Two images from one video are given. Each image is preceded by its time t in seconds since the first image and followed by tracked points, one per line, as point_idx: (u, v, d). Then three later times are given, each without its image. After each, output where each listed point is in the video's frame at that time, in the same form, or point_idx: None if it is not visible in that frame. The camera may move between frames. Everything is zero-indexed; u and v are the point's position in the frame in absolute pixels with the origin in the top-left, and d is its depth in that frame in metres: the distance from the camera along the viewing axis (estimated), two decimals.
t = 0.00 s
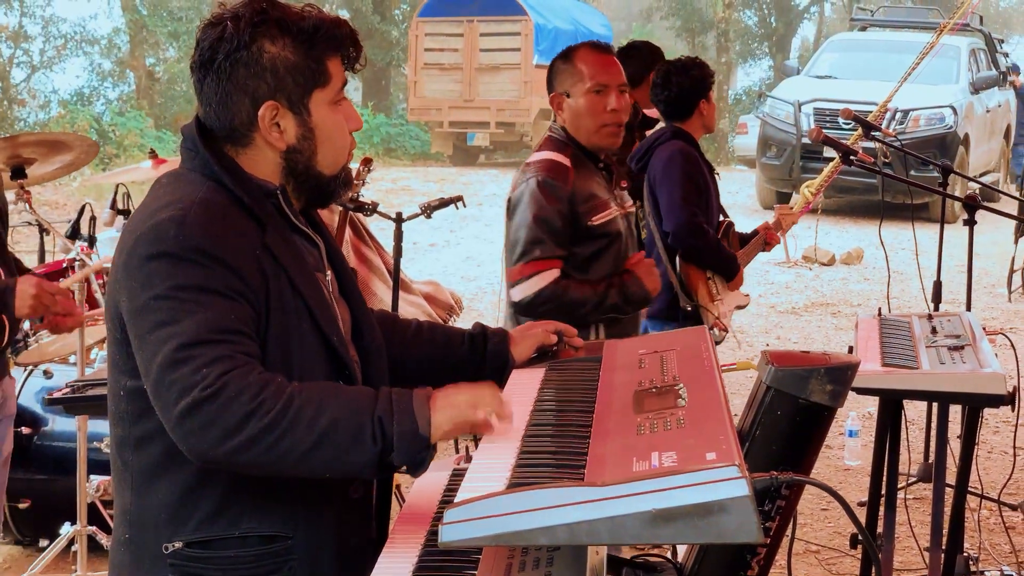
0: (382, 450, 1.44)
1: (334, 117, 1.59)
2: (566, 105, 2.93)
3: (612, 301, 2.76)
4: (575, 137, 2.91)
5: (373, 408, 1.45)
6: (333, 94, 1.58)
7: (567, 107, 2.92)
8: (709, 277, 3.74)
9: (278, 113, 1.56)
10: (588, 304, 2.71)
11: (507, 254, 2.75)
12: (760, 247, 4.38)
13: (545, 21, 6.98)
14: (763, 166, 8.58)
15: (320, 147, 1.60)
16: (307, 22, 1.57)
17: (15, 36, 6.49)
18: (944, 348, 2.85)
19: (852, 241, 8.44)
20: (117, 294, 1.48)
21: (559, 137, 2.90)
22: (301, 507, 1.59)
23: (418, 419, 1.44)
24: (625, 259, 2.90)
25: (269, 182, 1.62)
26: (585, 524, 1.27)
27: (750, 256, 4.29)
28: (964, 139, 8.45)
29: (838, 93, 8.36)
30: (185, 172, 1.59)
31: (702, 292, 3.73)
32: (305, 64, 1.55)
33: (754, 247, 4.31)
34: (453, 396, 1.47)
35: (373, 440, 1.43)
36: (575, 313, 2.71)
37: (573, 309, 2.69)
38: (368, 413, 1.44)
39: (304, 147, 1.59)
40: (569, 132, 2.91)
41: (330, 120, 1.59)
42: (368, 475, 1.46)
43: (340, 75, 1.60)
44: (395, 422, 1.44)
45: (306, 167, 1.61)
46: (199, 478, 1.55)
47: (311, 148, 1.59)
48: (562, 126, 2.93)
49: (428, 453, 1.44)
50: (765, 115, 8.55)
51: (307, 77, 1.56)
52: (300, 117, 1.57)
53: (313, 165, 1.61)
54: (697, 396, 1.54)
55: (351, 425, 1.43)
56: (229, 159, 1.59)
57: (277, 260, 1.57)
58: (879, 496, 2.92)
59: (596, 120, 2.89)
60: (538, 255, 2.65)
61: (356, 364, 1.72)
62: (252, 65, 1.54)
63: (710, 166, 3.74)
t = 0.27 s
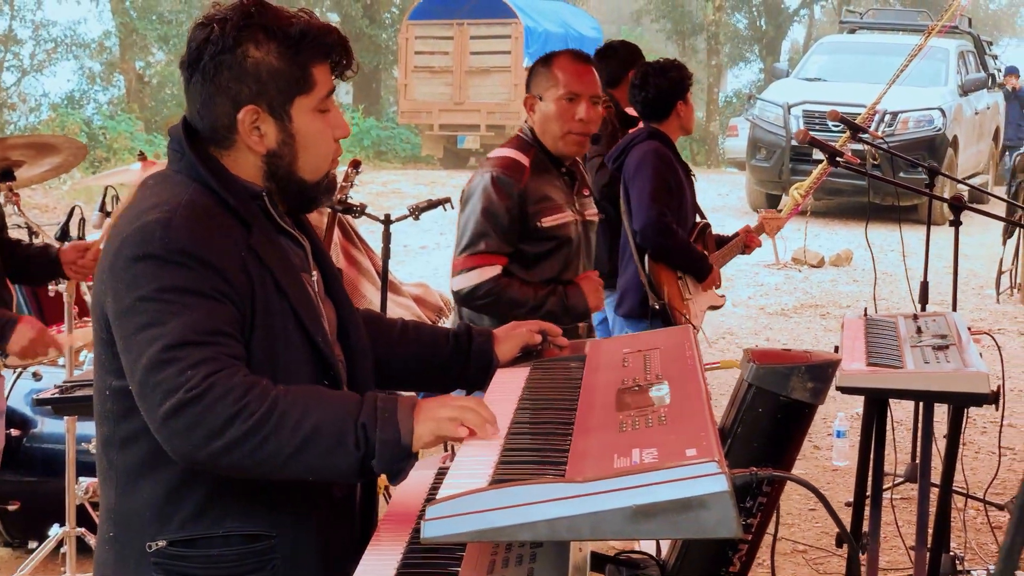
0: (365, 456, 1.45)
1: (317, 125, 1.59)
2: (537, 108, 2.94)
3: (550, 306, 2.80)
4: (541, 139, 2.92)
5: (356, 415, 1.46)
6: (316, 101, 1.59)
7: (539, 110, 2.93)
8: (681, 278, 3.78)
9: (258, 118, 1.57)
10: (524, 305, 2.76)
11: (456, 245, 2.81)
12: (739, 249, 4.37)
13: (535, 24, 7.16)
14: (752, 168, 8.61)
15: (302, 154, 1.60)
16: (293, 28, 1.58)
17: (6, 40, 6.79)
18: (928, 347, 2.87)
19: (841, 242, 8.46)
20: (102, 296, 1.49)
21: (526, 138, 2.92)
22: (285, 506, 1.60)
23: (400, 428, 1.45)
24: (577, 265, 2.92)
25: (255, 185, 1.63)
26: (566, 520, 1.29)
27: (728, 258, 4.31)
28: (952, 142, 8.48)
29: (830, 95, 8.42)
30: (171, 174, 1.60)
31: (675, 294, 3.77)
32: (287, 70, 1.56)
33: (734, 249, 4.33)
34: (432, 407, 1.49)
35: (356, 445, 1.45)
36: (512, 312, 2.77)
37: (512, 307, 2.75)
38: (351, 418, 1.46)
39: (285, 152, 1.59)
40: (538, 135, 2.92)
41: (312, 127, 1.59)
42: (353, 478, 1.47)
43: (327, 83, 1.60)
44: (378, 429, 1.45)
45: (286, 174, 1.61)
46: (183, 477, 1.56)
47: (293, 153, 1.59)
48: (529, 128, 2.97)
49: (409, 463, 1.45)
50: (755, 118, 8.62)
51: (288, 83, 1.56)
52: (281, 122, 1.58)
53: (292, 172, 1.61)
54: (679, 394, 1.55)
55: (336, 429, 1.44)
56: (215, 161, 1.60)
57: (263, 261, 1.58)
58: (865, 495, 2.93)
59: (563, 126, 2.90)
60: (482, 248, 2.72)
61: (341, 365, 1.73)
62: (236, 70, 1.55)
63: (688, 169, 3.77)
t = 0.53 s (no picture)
0: (336, 452, 1.46)
1: (265, 133, 1.58)
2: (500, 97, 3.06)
3: (519, 298, 2.84)
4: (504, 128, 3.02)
5: (327, 411, 1.47)
6: (266, 107, 1.58)
7: (500, 99, 3.05)
8: (660, 277, 3.83)
9: (205, 113, 1.59)
10: (490, 296, 2.80)
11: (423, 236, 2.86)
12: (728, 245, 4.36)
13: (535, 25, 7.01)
14: (742, 170, 8.62)
15: (241, 158, 1.60)
16: (255, 34, 1.58)
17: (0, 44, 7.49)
18: (909, 347, 2.88)
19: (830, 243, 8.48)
20: (75, 295, 1.50)
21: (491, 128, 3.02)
22: (258, 503, 1.62)
23: (371, 424, 1.46)
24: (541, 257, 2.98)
25: (225, 187, 1.63)
26: (530, 517, 1.29)
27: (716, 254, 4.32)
28: (941, 143, 8.50)
29: (820, 97, 8.45)
30: (144, 174, 1.61)
31: (654, 293, 3.81)
32: (237, 73, 1.56)
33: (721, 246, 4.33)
34: (405, 403, 1.49)
35: (327, 441, 1.45)
36: (478, 303, 2.81)
37: (480, 296, 2.80)
38: (322, 414, 1.47)
39: (225, 154, 1.60)
40: (501, 124, 3.03)
41: (259, 134, 1.58)
42: (322, 475, 1.48)
43: (285, 88, 1.59)
44: (349, 424, 1.46)
45: (230, 174, 1.61)
46: (156, 476, 1.56)
47: (234, 155, 1.60)
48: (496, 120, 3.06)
49: (379, 456, 1.46)
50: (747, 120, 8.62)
51: (236, 85, 1.56)
52: (226, 124, 1.58)
53: (236, 172, 1.61)
54: (649, 394, 1.55)
55: (306, 426, 1.45)
56: (187, 162, 1.61)
57: (234, 260, 1.59)
58: (845, 495, 2.94)
59: (523, 113, 3.01)
60: (449, 237, 2.77)
61: (313, 365, 1.75)
62: (198, 67, 1.58)
63: (668, 169, 3.79)
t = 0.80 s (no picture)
0: (316, 449, 1.48)
1: (245, 135, 1.59)
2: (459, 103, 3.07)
3: (482, 303, 2.83)
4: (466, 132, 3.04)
5: (307, 408, 1.49)
6: (248, 108, 1.59)
7: (460, 104, 3.06)
8: (651, 280, 3.84)
9: (187, 112, 1.60)
10: (450, 302, 2.80)
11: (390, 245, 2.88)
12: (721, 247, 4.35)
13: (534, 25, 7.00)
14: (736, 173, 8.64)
15: (222, 158, 1.61)
16: (238, 37, 1.59)
17: None
18: (894, 348, 2.89)
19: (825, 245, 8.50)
20: (58, 295, 1.51)
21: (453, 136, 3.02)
22: (238, 501, 1.63)
23: (352, 422, 1.48)
24: (514, 260, 2.95)
25: (206, 188, 1.65)
26: (506, 514, 1.31)
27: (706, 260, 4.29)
28: (935, 145, 8.51)
29: (815, 99, 8.47)
30: (127, 175, 1.62)
31: (645, 297, 3.82)
32: (218, 75, 1.57)
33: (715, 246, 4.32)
34: (383, 402, 1.51)
35: (307, 437, 1.47)
36: (441, 310, 2.81)
37: (442, 302, 2.80)
38: (303, 411, 1.48)
39: (206, 153, 1.61)
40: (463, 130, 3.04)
41: (238, 135, 1.59)
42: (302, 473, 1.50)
43: (268, 91, 1.60)
44: (329, 422, 1.47)
45: (210, 174, 1.62)
46: (138, 475, 1.58)
47: (214, 154, 1.61)
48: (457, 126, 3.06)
49: (358, 455, 1.47)
50: (741, 122, 8.62)
51: (218, 86, 1.58)
52: (208, 124, 1.59)
53: (216, 172, 1.62)
54: (625, 394, 1.56)
55: (286, 424, 1.46)
56: (170, 163, 1.62)
57: (215, 261, 1.61)
58: (831, 496, 2.95)
59: (485, 116, 3.01)
60: (410, 246, 2.78)
61: (295, 365, 1.76)
62: (181, 66, 1.59)
63: (660, 170, 3.79)
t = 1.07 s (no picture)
0: (307, 450, 1.49)
1: (236, 139, 1.61)
2: (458, 102, 3.02)
3: (471, 288, 2.85)
4: (460, 136, 3.03)
5: (299, 409, 1.50)
6: (241, 113, 1.60)
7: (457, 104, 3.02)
8: (666, 287, 3.85)
9: (181, 114, 1.62)
10: (437, 289, 2.82)
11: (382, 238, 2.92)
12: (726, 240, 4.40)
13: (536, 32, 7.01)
14: (736, 175, 8.67)
15: (214, 160, 1.63)
16: (234, 42, 1.61)
17: None
18: (886, 349, 2.91)
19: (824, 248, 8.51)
20: (50, 296, 1.53)
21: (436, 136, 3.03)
22: (230, 499, 1.65)
23: (341, 424, 1.49)
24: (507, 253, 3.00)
25: (198, 190, 1.67)
26: (493, 512, 1.32)
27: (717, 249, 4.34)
28: (935, 148, 8.54)
29: (815, 101, 8.49)
30: (120, 176, 1.64)
31: (661, 305, 3.83)
32: (213, 78, 1.59)
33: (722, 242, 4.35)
34: (372, 403, 1.53)
35: (299, 438, 1.49)
36: (430, 296, 2.83)
37: (427, 290, 2.81)
38: (293, 412, 1.50)
39: (198, 155, 1.63)
40: (451, 132, 3.02)
41: (230, 140, 1.61)
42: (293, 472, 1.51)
43: (261, 97, 1.61)
44: (319, 424, 1.49)
45: (202, 176, 1.64)
46: (130, 473, 1.59)
47: (205, 157, 1.63)
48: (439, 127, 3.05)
49: (348, 457, 1.49)
50: (740, 126, 8.66)
51: (212, 90, 1.59)
52: (200, 127, 1.61)
53: (207, 175, 1.64)
54: (613, 393, 1.58)
55: (277, 424, 1.48)
56: (162, 164, 1.64)
57: (206, 262, 1.62)
58: (824, 497, 2.96)
59: (490, 114, 3.05)
60: (399, 235, 2.81)
61: (286, 365, 1.78)
62: (177, 68, 1.61)
63: (666, 173, 3.81)
